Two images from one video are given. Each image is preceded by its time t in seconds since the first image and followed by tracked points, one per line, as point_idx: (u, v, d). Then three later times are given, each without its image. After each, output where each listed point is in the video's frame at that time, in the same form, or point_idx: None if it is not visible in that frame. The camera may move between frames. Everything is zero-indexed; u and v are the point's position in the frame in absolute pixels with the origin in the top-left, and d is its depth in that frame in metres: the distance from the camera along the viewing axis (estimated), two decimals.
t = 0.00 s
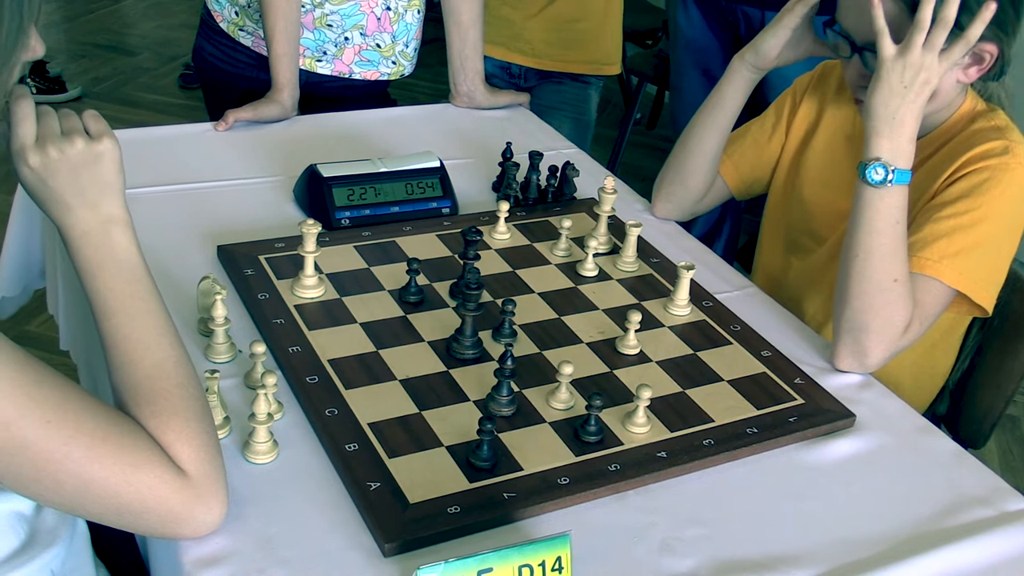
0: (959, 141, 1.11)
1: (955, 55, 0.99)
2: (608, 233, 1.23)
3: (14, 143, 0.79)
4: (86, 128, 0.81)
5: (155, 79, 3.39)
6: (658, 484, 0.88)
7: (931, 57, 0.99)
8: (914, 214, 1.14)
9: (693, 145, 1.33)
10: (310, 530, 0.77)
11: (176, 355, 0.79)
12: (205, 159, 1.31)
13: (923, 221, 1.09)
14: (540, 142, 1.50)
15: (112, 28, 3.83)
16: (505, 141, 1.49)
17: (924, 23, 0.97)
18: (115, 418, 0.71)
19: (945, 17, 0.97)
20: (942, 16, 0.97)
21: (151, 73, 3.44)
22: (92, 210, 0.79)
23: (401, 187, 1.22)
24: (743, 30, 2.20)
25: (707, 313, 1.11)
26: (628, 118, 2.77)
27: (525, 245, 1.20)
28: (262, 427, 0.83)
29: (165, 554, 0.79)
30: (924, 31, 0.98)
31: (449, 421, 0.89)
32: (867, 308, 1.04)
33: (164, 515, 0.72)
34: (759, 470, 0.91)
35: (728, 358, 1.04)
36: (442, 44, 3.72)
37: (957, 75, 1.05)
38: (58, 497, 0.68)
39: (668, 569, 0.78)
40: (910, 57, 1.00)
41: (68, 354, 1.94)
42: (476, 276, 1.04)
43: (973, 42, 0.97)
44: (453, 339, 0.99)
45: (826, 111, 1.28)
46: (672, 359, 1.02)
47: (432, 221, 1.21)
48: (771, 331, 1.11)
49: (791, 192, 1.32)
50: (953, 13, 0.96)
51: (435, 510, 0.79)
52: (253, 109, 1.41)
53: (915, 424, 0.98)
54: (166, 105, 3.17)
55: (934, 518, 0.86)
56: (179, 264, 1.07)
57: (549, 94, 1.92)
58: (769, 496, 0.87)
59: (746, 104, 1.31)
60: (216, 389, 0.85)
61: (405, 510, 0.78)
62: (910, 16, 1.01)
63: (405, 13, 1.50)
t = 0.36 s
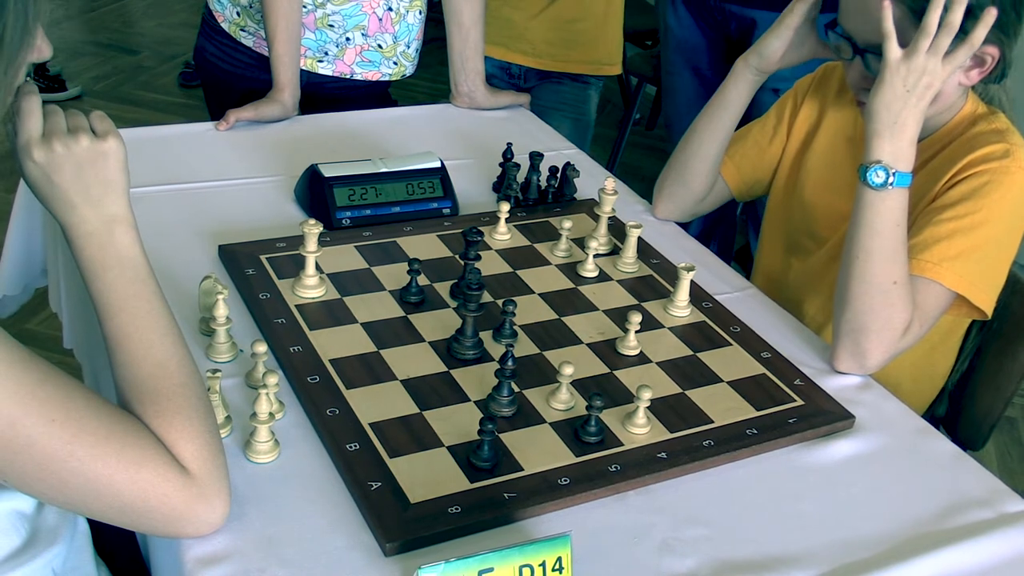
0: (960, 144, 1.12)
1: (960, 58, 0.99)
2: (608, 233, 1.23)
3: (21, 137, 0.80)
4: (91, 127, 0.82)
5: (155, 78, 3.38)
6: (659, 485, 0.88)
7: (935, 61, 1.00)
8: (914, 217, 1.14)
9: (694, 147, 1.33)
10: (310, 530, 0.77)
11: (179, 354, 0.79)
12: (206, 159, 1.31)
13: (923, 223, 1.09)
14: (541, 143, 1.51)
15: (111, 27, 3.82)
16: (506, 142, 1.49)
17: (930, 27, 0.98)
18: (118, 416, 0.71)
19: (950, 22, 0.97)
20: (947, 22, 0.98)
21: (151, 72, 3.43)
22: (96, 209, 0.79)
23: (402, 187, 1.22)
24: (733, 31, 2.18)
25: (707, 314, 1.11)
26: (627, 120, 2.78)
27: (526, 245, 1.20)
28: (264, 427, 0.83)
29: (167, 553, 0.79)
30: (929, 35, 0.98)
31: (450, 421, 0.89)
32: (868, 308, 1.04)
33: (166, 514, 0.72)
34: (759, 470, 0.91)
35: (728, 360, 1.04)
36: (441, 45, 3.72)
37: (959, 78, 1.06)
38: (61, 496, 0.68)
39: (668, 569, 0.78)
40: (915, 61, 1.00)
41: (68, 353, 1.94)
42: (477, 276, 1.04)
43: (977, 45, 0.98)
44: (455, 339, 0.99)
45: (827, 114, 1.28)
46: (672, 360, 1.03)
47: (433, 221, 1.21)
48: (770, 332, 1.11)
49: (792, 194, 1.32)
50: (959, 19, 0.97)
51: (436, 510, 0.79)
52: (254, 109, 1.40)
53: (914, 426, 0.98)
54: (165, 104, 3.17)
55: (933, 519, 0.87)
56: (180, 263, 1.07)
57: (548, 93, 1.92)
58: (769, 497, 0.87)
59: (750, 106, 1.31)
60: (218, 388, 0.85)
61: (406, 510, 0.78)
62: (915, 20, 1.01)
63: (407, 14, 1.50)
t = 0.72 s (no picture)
0: (960, 150, 1.12)
1: (961, 64, 1.00)
2: (608, 236, 1.24)
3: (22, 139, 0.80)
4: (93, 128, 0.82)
5: (155, 77, 3.38)
6: (659, 487, 0.88)
7: (938, 66, 1.00)
8: (913, 222, 1.14)
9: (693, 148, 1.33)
10: (311, 530, 0.77)
11: (181, 355, 0.79)
12: (206, 159, 1.31)
13: (923, 228, 1.09)
14: (542, 145, 1.51)
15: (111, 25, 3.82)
16: (507, 143, 1.49)
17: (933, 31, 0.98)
18: (121, 416, 0.71)
19: (953, 28, 0.98)
20: (950, 28, 0.98)
21: (151, 71, 3.44)
22: (98, 210, 0.79)
23: (403, 189, 1.22)
24: (743, 36, 2.17)
25: (707, 317, 1.11)
26: (627, 123, 2.78)
27: (526, 247, 1.20)
28: (265, 427, 0.83)
29: (167, 553, 0.79)
30: (932, 40, 0.99)
31: (450, 422, 0.89)
32: (869, 311, 1.05)
33: (168, 515, 0.72)
34: (759, 473, 0.91)
35: (729, 362, 1.04)
36: (442, 46, 3.73)
37: (960, 83, 1.06)
38: (64, 496, 0.68)
39: (668, 571, 0.78)
40: (918, 65, 1.00)
41: (68, 352, 1.94)
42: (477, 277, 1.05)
43: (978, 51, 0.99)
44: (455, 340, 0.99)
45: (828, 118, 1.29)
46: (672, 363, 1.03)
47: (435, 223, 1.21)
48: (770, 335, 1.11)
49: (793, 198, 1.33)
50: (962, 25, 0.97)
51: (436, 511, 0.79)
52: (255, 109, 1.41)
53: (914, 430, 0.99)
54: (166, 104, 3.17)
55: (932, 522, 0.87)
56: (182, 263, 1.07)
57: (551, 97, 1.91)
58: (770, 499, 0.88)
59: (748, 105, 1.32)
60: (219, 389, 0.85)
61: (406, 511, 0.78)
62: (917, 24, 1.02)
63: (409, 15, 1.50)
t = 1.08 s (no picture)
0: (966, 155, 1.12)
1: (969, 67, 1.00)
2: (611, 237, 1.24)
3: (22, 141, 0.80)
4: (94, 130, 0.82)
5: (158, 78, 3.39)
6: (662, 489, 0.88)
7: (946, 69, 1.00)
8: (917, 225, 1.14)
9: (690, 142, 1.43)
10: (314, 530, 0.77)
11: (184, 355, 0.79)
12: (209, 160, 1.31)
13: (926, 232, 1.09)
14: (544, 146, 1.51)
15: (114, 26, 3.83)
16: (509, 144, 1.49)
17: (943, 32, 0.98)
18: (126, 416, 0.71)
19: (963, 31, 0.98)
20: (960, 30, 0.98)
21: (154, 72, 3.44)
22: (101, 211, 0.79)
23: (406, 189, 1.22)
24: (777, 47, 2.16)
25: (710, 319, 1.11)
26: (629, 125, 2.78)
27: (529, 248, 1.20)
28: (268, 427, 0.83)
29: (170, 553, 0.79)
30: (942, 42, 0.99)
31: (453, 423, 0.89)
32: (873, 314, 1.05)
33: (172, 515, 0.72)
34: (762, 475, 0.91)
35: (731, 364, 1.04)
36: (444, 48, 3.73)
37: (966, 89, 1.07)
38: (68, 496, 0.68)
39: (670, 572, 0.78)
40: (927, 67, 1.00)
41: (71, 352, 1.94)
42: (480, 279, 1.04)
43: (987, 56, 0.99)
44: (457, 341, 0.99)
45: (836, 120, 1.29)
46: (675, 364, 1.03)
47: (437, 224, 1.22)
48: (773, 336, 1.11)
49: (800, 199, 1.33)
50: (971, 28, 0.97)
51: (438, 512, 0.79)
52: (258, 110, 1.41)
53: (917, 432, 0.98)
54: (168, 104, 3.18)
55: (935, 525, 0.87)
56: (185, 264, 1.07)
57: (556, 99, 1.91)
58: (773, 501, 0.87)
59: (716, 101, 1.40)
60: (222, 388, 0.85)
61: (409, 512, 0.78)
62: (926, 28, 1.02)
63: (411, 16, 1.50)
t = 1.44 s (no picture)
0: (965, 154, 1.12)
1: (961, 67, 0.99)
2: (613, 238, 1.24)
3: (25, 141, 0.80)
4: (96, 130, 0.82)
5: (161, 79, 3.39)
6: (664, 490, 0.88)
7: (939, 67, 1.00)
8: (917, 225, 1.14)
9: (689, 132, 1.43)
10: (314, 531, 0.77)
11: (185, 355, 0.79)
12: (211, 160, 1.32)
13: (926, 232, 1.09)
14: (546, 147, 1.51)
15: (117, 28, 3.84)
16: (511, 145, 1.49)
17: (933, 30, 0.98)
18: (126, 417, 0.71)
19: (954, 28, 0.97)
20: (951, 27, 0.98)
21: (157, 74, 3.44)
22: (103, 211, 0.79)
23: (408, 190, 1.22)
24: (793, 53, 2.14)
25: (711, 320, 1.11)
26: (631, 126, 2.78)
27: (530, 249, 1.20)
28: (268, 427, 0.83)
29: (171, 554, 0.79)
30: (933, 41, 0.99)
31: (454, 423, 0.89)
32: (873, 315, 1.05)
33: (172, 515, 0.72)
34: (764, 477, 0.90)
35: (733, 365, 1.04)
36: (446, 49, 3.73)
37: (963, 90, 1.07)
38: (69, 496, 0.68)
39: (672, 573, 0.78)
40: (919, 66, 1.00)
41: (73, 353, 1.94)
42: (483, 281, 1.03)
43: (980, 53, 0.99)
44: (459, 341, 0.98)
45: (834, 121, 1.29)
46: (677, 365, 1.03)
47: (439, 224, 1.22)
48: (775, 337, 1.11)
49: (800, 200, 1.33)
50: (963, 25, 0.97)
51: (439, 513, 0.79)
52: (260, 111, 1.41)
53: (920, 434, 0.98)
54: (170, 105, 3.18)
55: (938, 527, 0.86)
56: (186, 264, 1.08)
57: (560, 100, 1.90)
58: (775, 503, 0.87)
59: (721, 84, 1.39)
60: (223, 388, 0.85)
61: (410, 513, 0.78)
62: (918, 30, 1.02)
63: (413, 17, 1.50)
